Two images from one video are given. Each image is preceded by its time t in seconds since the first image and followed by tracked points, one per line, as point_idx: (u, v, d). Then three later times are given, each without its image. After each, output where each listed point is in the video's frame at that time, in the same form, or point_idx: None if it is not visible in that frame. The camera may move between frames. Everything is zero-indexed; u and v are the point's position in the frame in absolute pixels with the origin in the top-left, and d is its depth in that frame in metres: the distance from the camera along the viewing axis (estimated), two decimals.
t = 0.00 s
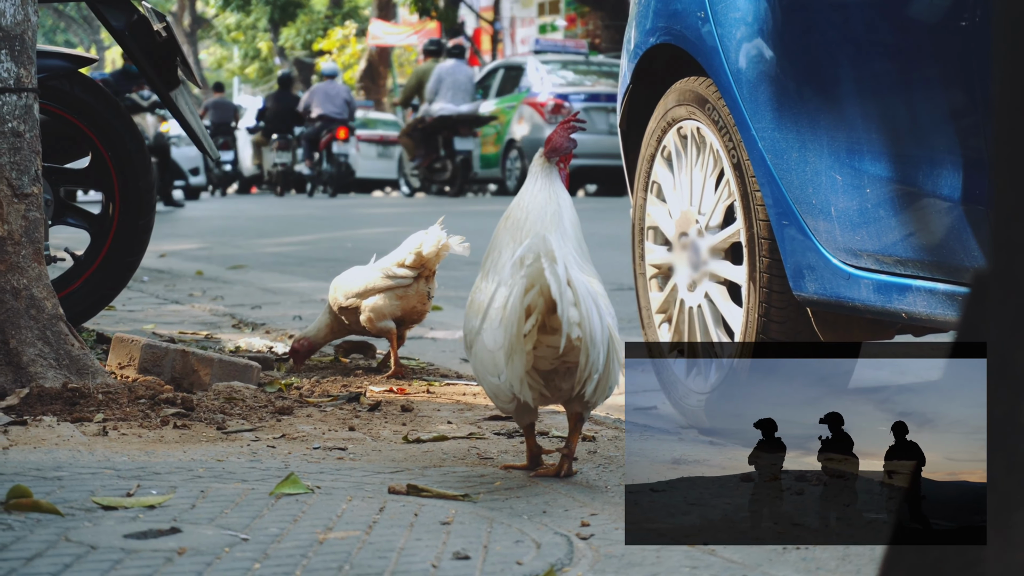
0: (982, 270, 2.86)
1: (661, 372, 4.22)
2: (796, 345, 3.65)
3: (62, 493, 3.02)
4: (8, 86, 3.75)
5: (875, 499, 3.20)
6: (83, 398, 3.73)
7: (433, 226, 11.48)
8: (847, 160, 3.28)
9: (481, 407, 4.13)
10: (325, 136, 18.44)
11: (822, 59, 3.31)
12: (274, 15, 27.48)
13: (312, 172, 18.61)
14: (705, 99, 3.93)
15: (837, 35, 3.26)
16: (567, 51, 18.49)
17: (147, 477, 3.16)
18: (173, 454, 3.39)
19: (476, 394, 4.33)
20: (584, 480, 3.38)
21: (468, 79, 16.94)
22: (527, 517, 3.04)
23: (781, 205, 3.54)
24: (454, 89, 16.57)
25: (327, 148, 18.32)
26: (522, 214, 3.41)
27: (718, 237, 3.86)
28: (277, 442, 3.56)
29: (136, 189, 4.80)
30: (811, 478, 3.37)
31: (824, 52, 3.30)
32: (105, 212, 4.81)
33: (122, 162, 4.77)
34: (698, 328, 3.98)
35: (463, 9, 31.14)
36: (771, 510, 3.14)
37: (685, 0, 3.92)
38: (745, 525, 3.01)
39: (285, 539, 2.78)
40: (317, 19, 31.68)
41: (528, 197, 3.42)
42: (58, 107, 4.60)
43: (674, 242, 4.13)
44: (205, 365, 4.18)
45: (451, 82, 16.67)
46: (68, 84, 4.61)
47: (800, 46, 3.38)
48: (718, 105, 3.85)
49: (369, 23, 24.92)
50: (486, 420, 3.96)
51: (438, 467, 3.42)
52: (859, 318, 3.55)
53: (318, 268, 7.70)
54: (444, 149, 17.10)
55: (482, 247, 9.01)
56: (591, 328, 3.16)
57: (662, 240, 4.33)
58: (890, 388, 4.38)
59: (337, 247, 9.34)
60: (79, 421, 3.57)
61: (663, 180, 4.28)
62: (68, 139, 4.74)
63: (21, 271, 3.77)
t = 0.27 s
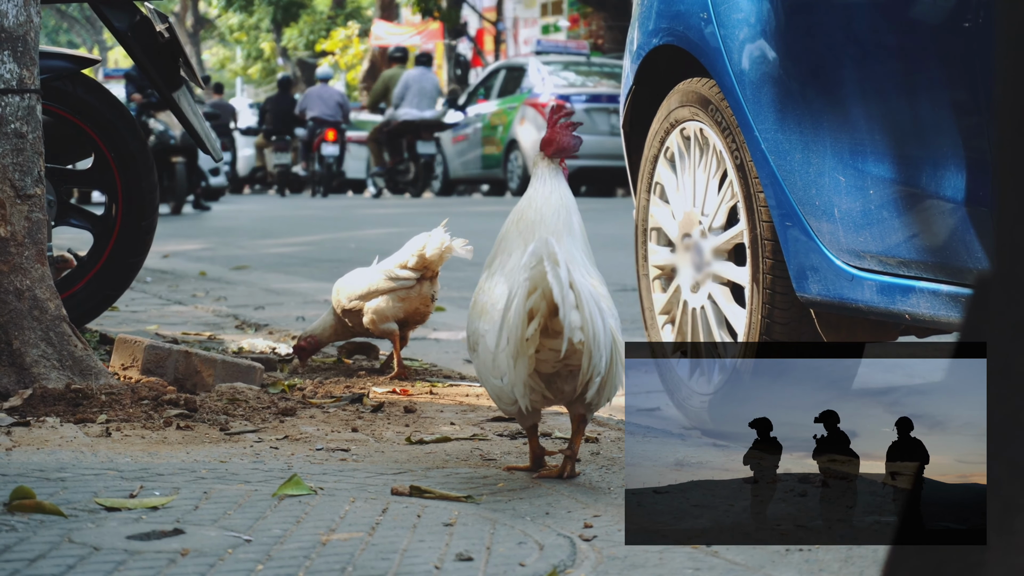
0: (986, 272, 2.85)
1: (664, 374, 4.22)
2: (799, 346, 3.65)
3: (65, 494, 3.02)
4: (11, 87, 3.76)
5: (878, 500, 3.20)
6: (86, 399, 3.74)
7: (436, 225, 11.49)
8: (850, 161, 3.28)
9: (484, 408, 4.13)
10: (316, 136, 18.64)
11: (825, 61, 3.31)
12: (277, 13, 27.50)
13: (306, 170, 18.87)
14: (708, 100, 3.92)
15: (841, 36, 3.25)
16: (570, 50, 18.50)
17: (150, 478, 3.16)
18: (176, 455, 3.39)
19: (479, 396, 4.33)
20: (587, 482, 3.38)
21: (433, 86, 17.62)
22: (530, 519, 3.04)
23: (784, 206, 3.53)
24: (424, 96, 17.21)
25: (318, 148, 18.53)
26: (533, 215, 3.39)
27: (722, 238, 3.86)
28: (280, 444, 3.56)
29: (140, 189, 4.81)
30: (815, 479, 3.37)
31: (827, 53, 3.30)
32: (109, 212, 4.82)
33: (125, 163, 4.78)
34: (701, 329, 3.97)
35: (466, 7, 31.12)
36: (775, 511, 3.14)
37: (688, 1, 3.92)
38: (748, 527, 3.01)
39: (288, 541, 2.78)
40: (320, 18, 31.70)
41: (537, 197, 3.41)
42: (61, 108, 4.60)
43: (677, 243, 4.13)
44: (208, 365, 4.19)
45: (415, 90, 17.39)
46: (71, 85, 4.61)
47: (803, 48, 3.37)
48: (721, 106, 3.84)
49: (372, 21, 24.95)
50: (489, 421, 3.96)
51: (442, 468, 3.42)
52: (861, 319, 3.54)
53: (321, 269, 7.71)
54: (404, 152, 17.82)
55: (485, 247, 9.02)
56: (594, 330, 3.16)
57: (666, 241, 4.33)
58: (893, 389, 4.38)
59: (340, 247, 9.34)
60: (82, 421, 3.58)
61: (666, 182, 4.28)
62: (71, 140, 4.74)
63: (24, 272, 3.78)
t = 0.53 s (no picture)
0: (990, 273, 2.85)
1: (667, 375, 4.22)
2: (802, 347, 3.65)
3: (67, 496, 3.01)
4: (13, 88, 3.76)
5: (881, 502, 3.19)
6: (88, 401, 3.75)
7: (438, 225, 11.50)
8: (853, 162, 3.27)
9: (486, 409, 4.13)
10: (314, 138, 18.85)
11: (829, 62, 3.30)
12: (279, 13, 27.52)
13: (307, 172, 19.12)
14: (711, 101, 3.92)
15: (845, 37, 3.25)
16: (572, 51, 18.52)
17: (153, 480, 3.16)
18: (177, 456, 3.40)
19: (481, 397, 4.33)
20: (589, 483, 3.37)
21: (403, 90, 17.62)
22: (532, 520, 3.04)
23: (787, 207, 3.53)
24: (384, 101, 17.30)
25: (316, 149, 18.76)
26: (536, 218, 3.39)
27: (725, 239, 3.86)
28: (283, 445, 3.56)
29: (142, 190, 4.81)
30: (817, 481, 3.37)
31: (831, 54, 3.29)
32: (110, 213, 4.82)
33: (127, 164, 4.78)
34: (704, 330, 3.98)
35: (468, 6, 31.11)
36: (777, 512, 3.14)
37: (691, 3, 3.92)
38: (751, 528, 3.00)
39: (290, 542, 2.78)
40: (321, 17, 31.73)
41: (540, 201, 3.41)
42: (63, 109, 4.60)
43: (679, 244, 4.13)
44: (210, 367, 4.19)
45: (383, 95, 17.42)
46: (73, 86, 4.61)
47: (807, 49, 3.37)
48: (724, 107, 3.84)
49: (374, 21, 24.97)
50: (491, 423, 3.96)
51: (444, 470, 3.42)
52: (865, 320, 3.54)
53: (323, 270, 7.72)
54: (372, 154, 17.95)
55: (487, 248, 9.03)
56: (595, 330, 3.15)
57: (668, 242, 4.33)
58: (896, 391, 4.38)
59: (343, 248, 9.35)
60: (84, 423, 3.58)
61: (669, 183, 4.28)
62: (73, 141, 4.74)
63: (26, 274, 3.77)
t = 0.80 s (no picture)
0: (992, 274, 2.84)
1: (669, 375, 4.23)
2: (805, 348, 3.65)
3: (70, 496, 3.02)
4: (15, 89, 3.76)
5: (883, 503, 3.19)
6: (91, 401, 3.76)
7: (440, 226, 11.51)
8: (855, 164, 3.27)
9: (488, 410, 4.13)
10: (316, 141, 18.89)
11: (832, 63, 3.30)
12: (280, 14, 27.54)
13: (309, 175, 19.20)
14: (713, 102, 3.92)
15: (847, 39, 3.24)
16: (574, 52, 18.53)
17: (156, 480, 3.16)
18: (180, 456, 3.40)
19: (483, 397, 4.33)
20: (592, 484, 3.38)
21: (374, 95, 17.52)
22: (534, 521, 3.04)
23: (789, 208, 3.53)
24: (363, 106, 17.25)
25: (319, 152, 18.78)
26: (538, 219, 3.40)
27: (727, 240, 3.86)
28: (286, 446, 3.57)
29: (144, 191, 4.81)
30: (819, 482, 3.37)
31: (833, 55, 3.29)
32: (113, 214, 4.82)
33: (130, 164, 4.78)
34: (706, 331, 3.98)
35: (470, 7, 31.12)
36: (780, 513, 3.14)
37: (693, 3, 3.92)
38: (754, 529, 3.00)
39: (293, 543, 2.78)
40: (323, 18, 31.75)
41: (540, 200, 3.43)
42: (65, 110, 4.61)
43: (682, 245, 4.14)
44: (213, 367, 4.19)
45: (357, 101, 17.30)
46: (75, 86, 4.62)
47: (809, 50, 3.37)
48: (727, 108, 3.84)
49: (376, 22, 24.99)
50: (493, 423, 3.96)
51: (446, 471, 3.42)
52: (867, 322, 3.54)
53: (326, 270, 7.73)
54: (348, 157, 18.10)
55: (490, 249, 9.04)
56: (592, 330, 3.13)
57: (670, 243, 4.34)
58: (899, 392, 4.39)
59: (345, 248, 9.36)
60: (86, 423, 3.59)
61: (671, 183, 4.28)
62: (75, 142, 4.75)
63: (29, 274, 3.77)
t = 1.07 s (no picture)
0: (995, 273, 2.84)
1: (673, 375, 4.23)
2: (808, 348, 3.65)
3: (72, 496, 3.01)
4: (18, 89, 3.76)
5: (887, 502, 3.20)
6: (94, 401, 3.76)
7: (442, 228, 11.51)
8: (858, 163, 3.27)
9: (491, 410, 4.14)
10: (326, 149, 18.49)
11: (834, 63, 3.30)
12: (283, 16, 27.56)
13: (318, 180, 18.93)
14: (716, 102, 3.92)
15: (849, 39, 3.24)
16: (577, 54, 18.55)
17: (158, 479, 3.16)
18: (183, 455, 3.41)
19: (486, 397, 4.33)
20: (595, 483, 3.37)
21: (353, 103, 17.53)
22: (537, 521, 3.03)
23: (792, 208, 3.53)
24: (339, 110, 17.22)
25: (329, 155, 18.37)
26: (539, 218, 3.40)
27: (730, 240, 3.86)
28: (289, 445, 3.57)
29: (147, 191, 4.81)
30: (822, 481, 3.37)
31: (836, 56, 3.29)
32: (116, 214, 4.83)
33: (132, 165, 4.78)
34: (709, 331, 3.98)
35: (472, 10, 31.16)
36: (783, 513, 3.13)
37: (696, 3, 3.92)
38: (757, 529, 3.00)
39: (295, 542, 2.77)
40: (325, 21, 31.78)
41: (542, 198, 3.43)
42: (68, 110, 4.61)
43: (684, 245, 4.14)
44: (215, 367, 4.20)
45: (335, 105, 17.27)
46: (78, 86, 4.63)
47: (812, 50, 3.37)
48: (729, 108, 3.84)
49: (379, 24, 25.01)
50: (496, 423, 3.96)
51: (449, 470, 3.42)
52: (869, 321, 3.54)
53: (329, 270, 7.73)
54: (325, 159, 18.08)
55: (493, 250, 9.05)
56: (598, 328, 3.16)
57: (673, 243, 4.34)
58: (902, 393, 4.39)
59: (348, 249, 9.36)
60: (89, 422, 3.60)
61: (674, 183, 4.28)
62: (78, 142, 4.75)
63: (32, 274, 3.78)
